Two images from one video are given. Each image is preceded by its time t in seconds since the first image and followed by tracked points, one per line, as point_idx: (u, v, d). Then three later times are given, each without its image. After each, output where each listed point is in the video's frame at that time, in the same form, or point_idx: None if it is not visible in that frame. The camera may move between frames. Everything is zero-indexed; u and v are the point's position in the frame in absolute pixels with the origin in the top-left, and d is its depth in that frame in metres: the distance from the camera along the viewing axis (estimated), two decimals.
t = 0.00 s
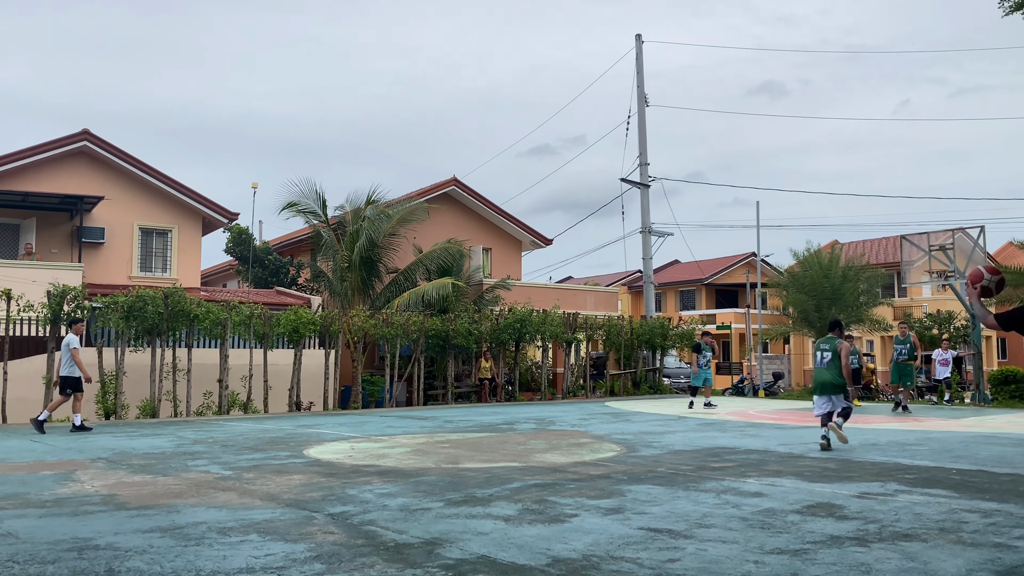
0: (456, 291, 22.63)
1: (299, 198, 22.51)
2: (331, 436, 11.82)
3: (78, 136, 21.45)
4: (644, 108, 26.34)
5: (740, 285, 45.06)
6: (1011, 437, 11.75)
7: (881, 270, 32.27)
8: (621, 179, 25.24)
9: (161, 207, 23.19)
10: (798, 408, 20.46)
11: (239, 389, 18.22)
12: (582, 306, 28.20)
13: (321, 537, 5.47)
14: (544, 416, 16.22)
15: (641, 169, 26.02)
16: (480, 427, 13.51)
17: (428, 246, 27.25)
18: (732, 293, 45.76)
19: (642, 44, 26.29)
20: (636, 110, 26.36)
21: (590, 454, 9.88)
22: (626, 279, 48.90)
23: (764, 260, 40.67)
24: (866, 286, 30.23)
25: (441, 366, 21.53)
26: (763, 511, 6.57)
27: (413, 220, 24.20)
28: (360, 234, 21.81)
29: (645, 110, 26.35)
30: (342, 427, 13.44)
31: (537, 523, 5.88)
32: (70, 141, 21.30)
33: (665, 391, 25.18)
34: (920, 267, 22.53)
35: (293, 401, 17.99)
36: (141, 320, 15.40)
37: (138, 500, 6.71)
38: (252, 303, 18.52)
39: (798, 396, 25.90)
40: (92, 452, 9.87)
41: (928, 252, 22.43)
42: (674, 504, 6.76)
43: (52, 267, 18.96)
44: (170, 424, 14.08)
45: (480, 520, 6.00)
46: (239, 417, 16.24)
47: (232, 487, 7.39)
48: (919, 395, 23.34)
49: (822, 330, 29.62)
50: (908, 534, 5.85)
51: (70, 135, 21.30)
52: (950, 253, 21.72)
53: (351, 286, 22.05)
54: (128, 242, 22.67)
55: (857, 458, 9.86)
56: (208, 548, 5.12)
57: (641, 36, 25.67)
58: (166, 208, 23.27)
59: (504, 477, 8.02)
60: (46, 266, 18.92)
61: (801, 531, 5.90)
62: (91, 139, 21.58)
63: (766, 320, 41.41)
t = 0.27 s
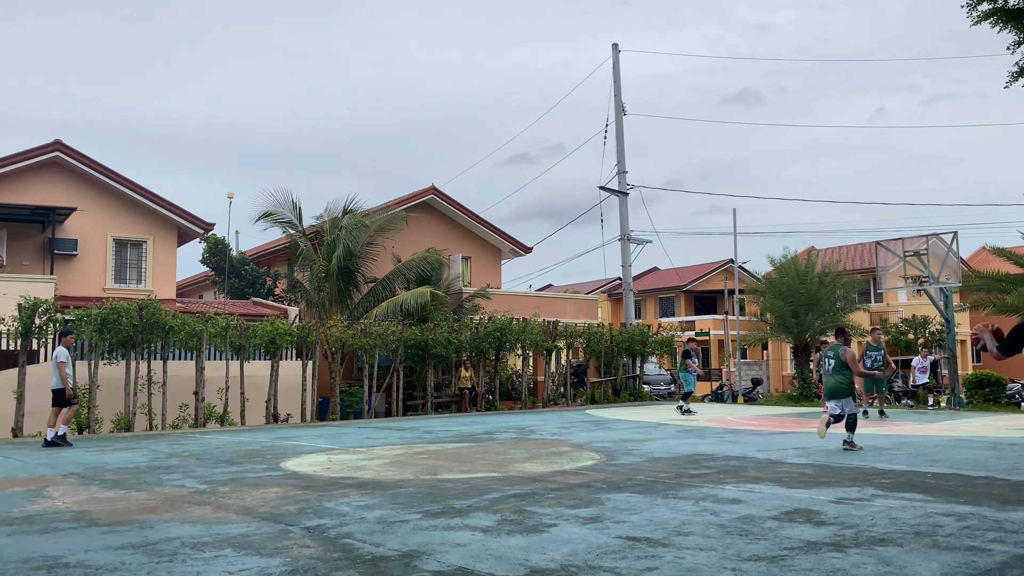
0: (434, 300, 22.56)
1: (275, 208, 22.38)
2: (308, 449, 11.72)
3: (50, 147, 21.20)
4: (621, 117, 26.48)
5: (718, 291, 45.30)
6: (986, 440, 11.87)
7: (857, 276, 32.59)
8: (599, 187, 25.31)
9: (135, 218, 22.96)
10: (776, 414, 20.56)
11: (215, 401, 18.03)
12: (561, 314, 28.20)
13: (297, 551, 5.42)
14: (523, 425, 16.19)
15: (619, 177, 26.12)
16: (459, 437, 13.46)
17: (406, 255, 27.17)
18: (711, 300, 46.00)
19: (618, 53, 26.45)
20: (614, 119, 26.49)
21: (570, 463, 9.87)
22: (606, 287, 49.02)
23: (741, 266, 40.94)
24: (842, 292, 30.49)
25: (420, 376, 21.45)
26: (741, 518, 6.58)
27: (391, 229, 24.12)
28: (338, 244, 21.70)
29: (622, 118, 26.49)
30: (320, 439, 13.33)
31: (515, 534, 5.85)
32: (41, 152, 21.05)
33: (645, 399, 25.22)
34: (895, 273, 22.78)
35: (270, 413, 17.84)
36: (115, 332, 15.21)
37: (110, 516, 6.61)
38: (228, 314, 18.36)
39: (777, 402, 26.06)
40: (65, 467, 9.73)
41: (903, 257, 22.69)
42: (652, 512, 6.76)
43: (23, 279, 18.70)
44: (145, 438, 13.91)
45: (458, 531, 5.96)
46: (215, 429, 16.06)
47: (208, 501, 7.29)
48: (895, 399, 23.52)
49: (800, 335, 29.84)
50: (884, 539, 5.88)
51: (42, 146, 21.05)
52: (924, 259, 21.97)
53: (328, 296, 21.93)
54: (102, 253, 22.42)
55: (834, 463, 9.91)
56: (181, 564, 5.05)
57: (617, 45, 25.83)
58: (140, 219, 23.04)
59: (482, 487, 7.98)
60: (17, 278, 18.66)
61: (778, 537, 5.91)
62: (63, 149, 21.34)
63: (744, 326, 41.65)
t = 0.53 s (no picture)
0: (415, 310, 22.48)
1: (253, 217, 22.22)
2: (287, 460, 11.61)
3: (23, 156, 20.95)
4: (600, 125, 26.57)
5: (698, 298, 45.51)
6: (963, 445, 11.97)
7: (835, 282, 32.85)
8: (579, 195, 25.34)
9: (110, 228, 22.71)
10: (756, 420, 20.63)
11: (192, 413, 17.84)
12: (542, 322, 28.20)
13: (276, 565, 5.34)
14: (505, 434, 16.14)
15: (598, 185, 26.20)
16: (440, 447, 13.38)
17: (386, 264, 27.06)
18: (691, 307, 46.19)
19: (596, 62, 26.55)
20: (593, 127, 26.57)
21: (551, 472, 9.83)
22: (586, 295, 49.09)
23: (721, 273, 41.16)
24: (820, 298, 30.70)
25: (400, 386, 21.33)
26: (723, 525, 6.57)
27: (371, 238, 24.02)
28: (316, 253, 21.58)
29: (602, 126, 26.58)
30: (299, 450, 13.21)
31: (496, 545, 5.81)
32: (15, 162, 20.80)
33: (626, 406, 25.23)
34: (873, 279, 22.97)
35: (249, 424, 17.67)
36: (90, 344, 15.00)
37: (85, 531, 6.50)
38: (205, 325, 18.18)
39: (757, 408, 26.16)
40: (39, 482, 9.57)
41: (880, 263, 22.89)
42: (634, 520, 6.74)
43: None
44: (121, 452, 13.71)
45: (439, 542, 5.91)
46: (193, 442, 15.89)
47: (185, 515, 7.19)
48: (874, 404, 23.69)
49: (779, 342, 30.01)
50: (864, 545, 5.89)
51: (15, 155, 20.80)
52: (901, 264, 22.17)
53: (307, 306, 21.80)
54: (76, 264, 22.16)
55: (814, 469, 9.94)
56: None
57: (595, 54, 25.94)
58: (116, 229, 22.80)
59: (463, 497, 7.93)
60: None
61: (760, 544, 5.91)
62: (36, 159, 21.10)
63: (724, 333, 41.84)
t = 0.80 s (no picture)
0: (403, 313, 22.46)
1: (240, 221, 22.13)
2: (276, 464, 11.57)
3: (8, 161, 20.83)
4: (588, 128, 26.63)
5: (686, 300, 45.66)
6: (948, 445, 12.07)
7: (822, 284, 33.04)
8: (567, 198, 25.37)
9: (96, 232, 22.59)
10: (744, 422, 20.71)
11: (180, 418, 17.77)
12: (531, 325, 28.22)
13: (263, 569, 5.33)
14: (493, 437, 16.15)
15: (586, 188, 26.25)
16: (428, 450, 13.38)
17: (374, 267, 27.02)
18: (678, 309, 46.32)
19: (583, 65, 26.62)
20: (581, 129, 26.63)
21: (540, 474, 9.84)
22: (575, 297, 49.16)
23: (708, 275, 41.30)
24: (807, 300, 30.85)
25: (389, 389, 21.30)
26: (711, 526, 6.60)
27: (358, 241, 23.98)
28: (304, 257, 21.54)
29: (589, 129, 26.64)
30: (287, 454, 13.17)
31: (485, 547, 5.81)
32: None
33: (615, 408, 25.26)
34: (859, 280, 23.12)
35: (236, 429, 17.60)
36: (76, 349, 14.91)
37: (70, 537, 6.46)
38: (192, 329, 18.11)
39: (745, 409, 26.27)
40: (24, 488, 9.50)
41: (866, 265, 23.04)
42: (622, 522, 6.76)
43: None
44: (107, 457, 13.64)
45: (428, 545, 5.91)
46: (180, 447, 15.82)
47: (172, 520, 7.16)
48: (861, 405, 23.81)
49: (766, 343, 30.14)
50: (851, 545, 5.93)
51: None
52: (887, 266, 22.31)
53: (295, 309, 21.75)
54: (62, 269, 22.02)
55: (801, 470, 10.00)
56: None
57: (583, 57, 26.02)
58: (102, 233, 22.68)
59: (452, 500, 7.93)
60: None
61: (747, 545, 5.94)
62: (21, 163, 20.97)
63: (712, 334, 41.97)
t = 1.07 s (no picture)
0: (394, 313, 22.43)
1: (230, 221, 22.05)
2: (265, 465, 11.53)
3: None
4: (579, 128, 26.65)
5: (676, 300, 45.74)
6: (937, 444, 12.12)
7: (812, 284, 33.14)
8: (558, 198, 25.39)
9: (85, 232, 22.47)
10: (735, 421, 20.72)
11: (169, 419, 17.68)
12: (522, 325, 28.20)
13: (251, 571, 5.30)
14: (484, 437, 16.13)
15: (577, 188, 26.29)
16: (419, 451, 13.35)
17: (364, 268, 26.97)
18: (669, 309, 46.42)
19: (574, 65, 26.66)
20: (572, 130, 26.65)
21: (531, 474, 9.83)
22: (566, 297, 49.20)
23: (698, 275, 41.40)
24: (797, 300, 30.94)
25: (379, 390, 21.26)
26: (701, 526, 6.60)
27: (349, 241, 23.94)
28: (294, 257, 21.48)
29: (580, 130, 26.67)
30: (277, 455, 13.11)
31: (475, 548, 5.80)
32: None
33: (606, 408, 25.27)
34: (849, 280, 23.21)
35: (226, 429, 17.54)
36: (64, 349, 14.82)
37: (58, 539, 6.41)
38: (182, 329, 18.04)
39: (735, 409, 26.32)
40: (11, 490, 9.43)
41: (855, 265, 23.14)
42: (612, 522, 6.76)
43: None
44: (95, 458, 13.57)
45: (418, 546, 5.89)
46: (170, 448, 15.74)
47: (160, 522, 7.12)
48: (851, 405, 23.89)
49: (756, 343, 30.23)
50: (840, 544, 5.95)
51: None
52: (876, 266, 22.39)
53: (285, 310, 21.69)
54: (50, 269, 21.88)
55: (791, 469, 10.02)
56: None
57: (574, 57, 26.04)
58: (90, 233, 22.56)
59: (442, 501, 7.91)
60: None
61: (737, 544, 5.94)
62: (9, 163, 20.83)
63: (702, 334, 42.07)
